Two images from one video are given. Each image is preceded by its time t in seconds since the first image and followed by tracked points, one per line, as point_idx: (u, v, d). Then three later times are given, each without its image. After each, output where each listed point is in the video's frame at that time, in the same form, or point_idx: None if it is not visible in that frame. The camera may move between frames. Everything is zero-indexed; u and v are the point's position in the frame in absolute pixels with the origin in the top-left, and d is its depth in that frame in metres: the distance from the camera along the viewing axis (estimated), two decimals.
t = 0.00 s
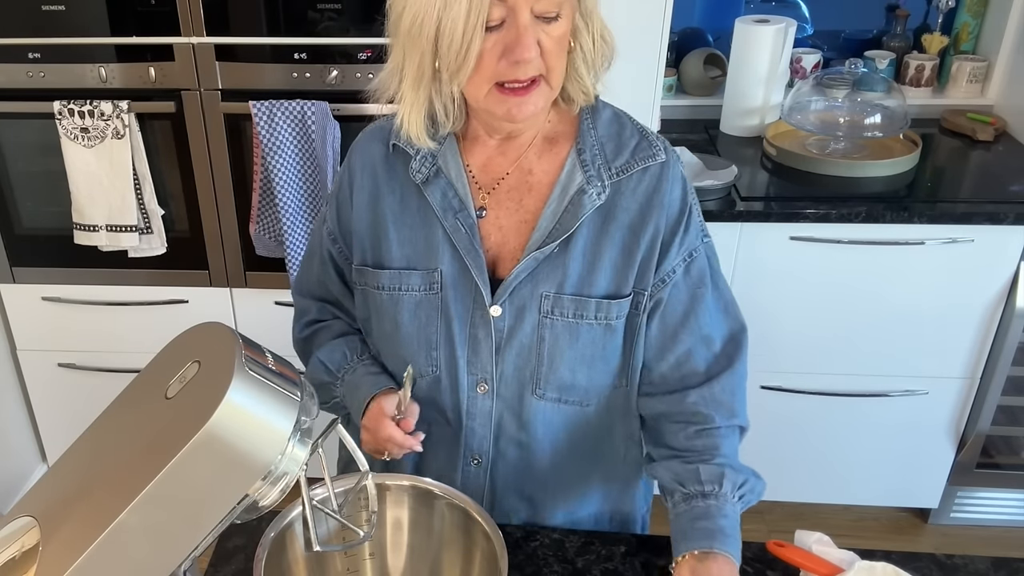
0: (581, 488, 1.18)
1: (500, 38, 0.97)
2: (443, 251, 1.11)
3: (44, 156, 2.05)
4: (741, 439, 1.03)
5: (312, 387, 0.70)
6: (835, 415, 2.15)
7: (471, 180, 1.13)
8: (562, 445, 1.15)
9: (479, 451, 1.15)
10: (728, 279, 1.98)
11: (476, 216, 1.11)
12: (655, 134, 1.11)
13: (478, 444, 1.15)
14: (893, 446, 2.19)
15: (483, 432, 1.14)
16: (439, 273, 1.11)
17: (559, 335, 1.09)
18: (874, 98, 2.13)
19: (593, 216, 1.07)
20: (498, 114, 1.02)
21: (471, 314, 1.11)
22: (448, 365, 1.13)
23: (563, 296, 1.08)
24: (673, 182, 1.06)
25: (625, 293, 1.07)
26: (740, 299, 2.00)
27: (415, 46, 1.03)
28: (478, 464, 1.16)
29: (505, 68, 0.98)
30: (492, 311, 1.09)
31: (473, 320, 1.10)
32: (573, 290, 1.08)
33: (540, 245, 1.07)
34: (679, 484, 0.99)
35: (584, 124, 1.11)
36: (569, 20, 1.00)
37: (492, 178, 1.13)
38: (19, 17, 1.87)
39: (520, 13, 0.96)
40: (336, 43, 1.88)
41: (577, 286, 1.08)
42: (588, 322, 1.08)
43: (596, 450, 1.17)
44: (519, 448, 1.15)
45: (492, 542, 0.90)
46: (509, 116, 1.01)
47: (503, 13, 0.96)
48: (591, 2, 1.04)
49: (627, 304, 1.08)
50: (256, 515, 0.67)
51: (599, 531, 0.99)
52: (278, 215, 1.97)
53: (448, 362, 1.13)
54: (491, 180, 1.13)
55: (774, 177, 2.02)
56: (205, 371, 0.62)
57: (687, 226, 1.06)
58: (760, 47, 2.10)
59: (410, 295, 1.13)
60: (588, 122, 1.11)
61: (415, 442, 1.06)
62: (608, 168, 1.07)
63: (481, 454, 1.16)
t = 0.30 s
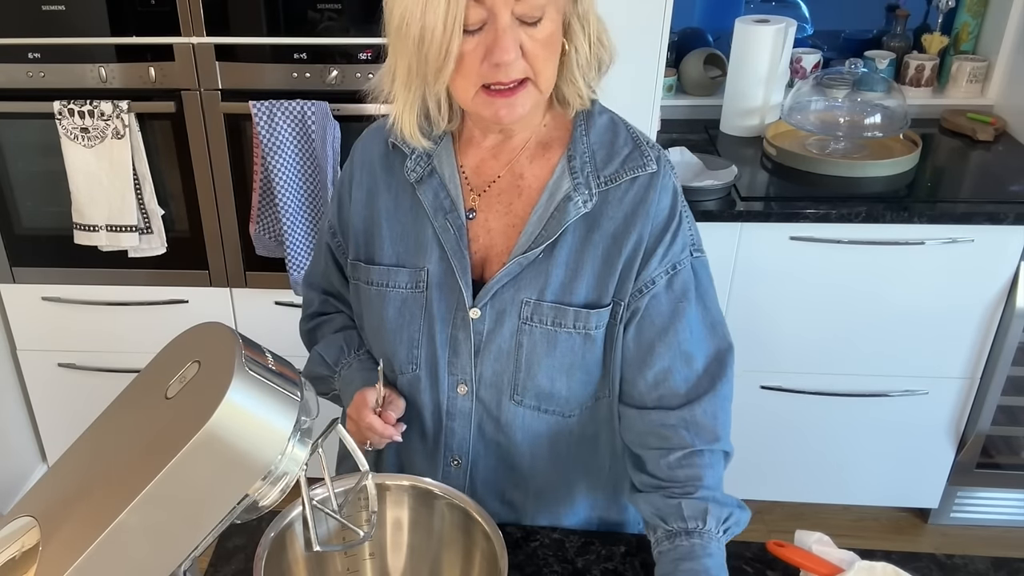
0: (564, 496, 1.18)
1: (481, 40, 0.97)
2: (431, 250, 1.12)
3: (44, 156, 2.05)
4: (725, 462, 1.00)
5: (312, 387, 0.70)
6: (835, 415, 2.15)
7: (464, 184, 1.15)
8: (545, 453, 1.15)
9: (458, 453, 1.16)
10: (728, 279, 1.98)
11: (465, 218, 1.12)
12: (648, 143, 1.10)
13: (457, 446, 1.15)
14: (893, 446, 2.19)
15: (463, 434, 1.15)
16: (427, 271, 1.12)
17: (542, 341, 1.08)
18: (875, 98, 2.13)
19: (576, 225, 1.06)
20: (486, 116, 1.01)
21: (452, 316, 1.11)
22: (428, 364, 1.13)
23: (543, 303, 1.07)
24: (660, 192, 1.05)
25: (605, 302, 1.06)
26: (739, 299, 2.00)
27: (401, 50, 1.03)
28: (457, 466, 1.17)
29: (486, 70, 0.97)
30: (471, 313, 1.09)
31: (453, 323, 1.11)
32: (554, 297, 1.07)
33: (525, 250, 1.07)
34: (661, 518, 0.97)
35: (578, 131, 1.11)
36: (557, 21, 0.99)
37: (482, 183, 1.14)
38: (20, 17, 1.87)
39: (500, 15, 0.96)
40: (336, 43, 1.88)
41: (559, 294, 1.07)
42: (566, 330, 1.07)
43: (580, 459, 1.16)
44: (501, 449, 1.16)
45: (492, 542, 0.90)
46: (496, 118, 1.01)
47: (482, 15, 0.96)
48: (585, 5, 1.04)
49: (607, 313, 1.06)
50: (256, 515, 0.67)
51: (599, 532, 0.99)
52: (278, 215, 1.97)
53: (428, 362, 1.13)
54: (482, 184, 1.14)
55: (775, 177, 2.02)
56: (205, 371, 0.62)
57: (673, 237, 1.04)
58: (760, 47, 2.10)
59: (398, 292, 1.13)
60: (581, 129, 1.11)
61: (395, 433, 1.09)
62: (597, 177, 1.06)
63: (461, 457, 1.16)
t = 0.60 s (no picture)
0: (558, 499, 1.18)
1: (446, 45, 0.98)
2: (425, 255, 1.12)
3: (44, 155, 2.05)
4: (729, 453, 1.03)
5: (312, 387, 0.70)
6: (834, 415, 2.15)
7: (455, 185, 1.15)
8: (540, 459, 1.15)
9: (452, 456, 1.16)
10: (728, 280, 1.98)
11: (458, 222, 1.13)
12: (644, 146, 1.09)
13: (451, 450, 1.16)
14: (893, 446, 2.19)
15: (457, 438, 1.15)
16: (420, 276, 1.13)
17: (539, 347, 1.08)
18: (875, 98, 2.13)
19: (571, 229, 1.06)
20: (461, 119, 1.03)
21: (446, 321, 1.11)
22: (422, 369, 1.13)
23: (538, 309, 1.07)
24: (658, 199, 1.05)
25: (605, 308, 1.06)
26: (739, 299, 2.00)
27: (384, 57, 1.05)
28: (451, 470, 1.17)
29: (453, 75, 0.99)
30: (465, 317, 1.09)
31: (447, 327, 1.11)
32: (549, 303, 1.07)
33: (518, 255, 1.07)
34: (669, 492, 0.98)
35: (572, 135, 1.10)
36: (530, 20, 0.99)
37: (474, 187, 1.15)
38: (20, 17, 1.87)
39: (462, 19, 0.96)
40: (336, 43, 1.88)
41: (555, 300, 1.07)
42: (562, 336, 1.07)
43: (575, 463, 1.16)
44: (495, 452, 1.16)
45: (492, 542, 0.90)
46: (471, 121, 1.02)
47: (445, 20, 0.97)
48: (567, 7, 1.04)
49: (604, 318, 1.07)
50: (256, 515, 0.67)
51: (599, 532, 0.99)
52: (278, 215, 1.97)
53: (422, 367, 1.13)
54: (475, 188, 1.15)
55: (775, 177, 2.02)
56: (205, 371, 0.61)
57: (677, 245, 1.05)
58: (760, 47, 2.10)
59: (391, 296, 1.14)
60: (576, 132, 1.10)
61: (385, 438, 1.10)
62: (592, 181, 1.06)
63: (455, 460, 1.16)
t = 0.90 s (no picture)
0: (569, 499, 1.18)
1: (446, 52, 0.98)
2: (429, 261, 1.13)
3: (44, 155, 2.05)
4: (729, 415, 1.11)
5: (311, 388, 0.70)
6: (834, 415, 2.15)
7: (456, 189, 1.15)
8: (553, 458, 1.16)
9: (464, 463, 1.16)
10: (728, 280, 1.98)
11: (461, 226, 1.13)
12: (644, 141, 1.13)
13: (462, 456, 1.16)
14: (893, 446, 2.19)
15: (468, 445, 1.15)
16: (425, 282, 1.13)
17: (552, 346, 1.10)
18: (875, 98, 2.13)
19: (580, 227, 1.09)
20: (463, 125, 1.03)
21: (456, 325, 1.12)
22: (433, 376, 1.14)
23: (551, 308, 1.09)
24: (663, 192, 1.09)
25: (619, 303, 1.10)
26: (739, 299, 2.00)
27: (380, 65, 1.04)
28: (462, 476, 1.18)
29: (454, 81, 0.99)
30: (478, 322, 1.10)
31: (457, 331, 1.12)
32: (561, 301, 1.10)
33: (527, 256, 1.09)
34: (661, 445, 1.05)
35: (572, 132, 1.13)
36: (525, 24, 0.99)
37: (476, 190, 1.14)
38: (20, 18, 1.87)
39: (461, 26, 0.96)
40: (336, 43, 1.88)
41: (567, 297, 1.10)
42: (577, 333, 1.10)
43: (586, 458, 1.18)
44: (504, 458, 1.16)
45: (492, 542, 0.90)
46: (473, 126, 1.02)
47: (443, 28, 0.97)
48: (560, 8, 1.05)
49: (617, 313, 1.10)
50: (255, 516, 0.67)
51: (599, 532, 0.99)
52: (278, 216, 1.97)
53: (433, 374, 1.14)
54: (477, 191, 1.14)
55: (775, 177, 2.02)
56: (205, 372, 0.61)
57: (683, 237, 1.10)
58: (760, 47, 2.10)
59: (397, 304, 1.14)
60: (576, 130, 1.13)
61: (397, 448, 1.08)
62: (597, 177, 1.09)
63: (467, 466, 1.17)
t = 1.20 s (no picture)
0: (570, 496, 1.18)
1: (453, 52, 0.99)
2: (427, 260, 1.13)
3: (44, 155, 2.05)
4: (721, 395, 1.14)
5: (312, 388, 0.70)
6: (834, 415, 2.15)
7: (452, 189, 1.15)
8: (555, 455, 1.16)
9: (466, 462, 1.17)
10: (728, 280, 1.98)
11: (459, 225, 1.13)
12: (638, 138, 1.13)
13: (463, 454, 1.17)
14: (893, 446, 2.19)
15: (469, 443, 1.16)
16: (424, 281, 1.13)
17: (552, 343, 1.11)
18: (875, 98, 2.13)
19: (577, 223, 1.09)
20: (466, 123, 1.03)
21: (456, 323, 1.12)
22: (434, 375, 1.14)
23: (551, 304, 1.09)
24: (659, 188, 1.09)
25: (616, 298, 1.11)
26: (739, 299, 2.00)
27: (382, 64, 1.03)
28: (464, 475, 1.18)
29: (461, 80, 0.99)
30: (478, 319, 1.11)
31: (458, 329, 1.12)
32: (560, 297, 1.10)
33: (525, 252, 1.09)
34: (652, 412, 1.09)
35: (567, 129, 1.13)
36: (529, 27, 1.01)
37: (473, 189, 1.15)
38: (20, 17, 1.87)
39: (470, 25, 0.96)
40: (336, 43, 1.88)
41: (566, 293, 1.10)
42: (575, 329, 1.10)
43: (586, 453, 1.18)
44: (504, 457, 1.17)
45: (492, 542, 0.90)
46: (477, 125, 1.02)
47: (451, 28, 0.97)
48: (558, 7, 1.05)
49: (616, 308, 1.11)
50: (255, 516, 0.67)
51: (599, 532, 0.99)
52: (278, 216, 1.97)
53: (434, 373, 1.14)
54: (473, 189, 1.15)
55: (775, 177, 2.02)
56: (205, 370, 0.62)
57: (678, 234, 1.11)
58: (760, 47, 2.10)
59: (396, 304, 1.14)
60: (571, 127, 1.13)
61: (403, 446, 1.09)
62: (593, 173, 1.09)
63: (467, 465, 1.17)
